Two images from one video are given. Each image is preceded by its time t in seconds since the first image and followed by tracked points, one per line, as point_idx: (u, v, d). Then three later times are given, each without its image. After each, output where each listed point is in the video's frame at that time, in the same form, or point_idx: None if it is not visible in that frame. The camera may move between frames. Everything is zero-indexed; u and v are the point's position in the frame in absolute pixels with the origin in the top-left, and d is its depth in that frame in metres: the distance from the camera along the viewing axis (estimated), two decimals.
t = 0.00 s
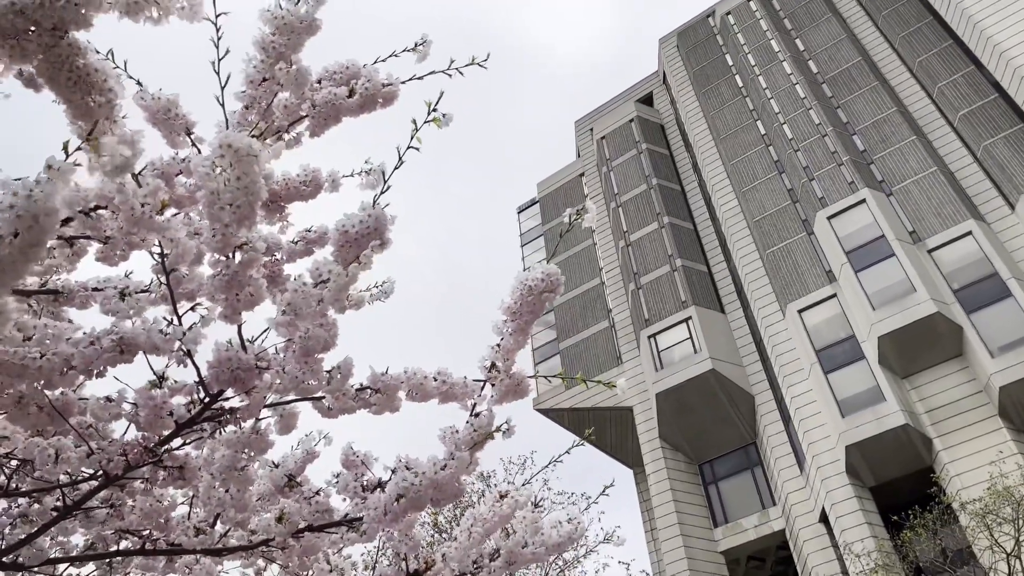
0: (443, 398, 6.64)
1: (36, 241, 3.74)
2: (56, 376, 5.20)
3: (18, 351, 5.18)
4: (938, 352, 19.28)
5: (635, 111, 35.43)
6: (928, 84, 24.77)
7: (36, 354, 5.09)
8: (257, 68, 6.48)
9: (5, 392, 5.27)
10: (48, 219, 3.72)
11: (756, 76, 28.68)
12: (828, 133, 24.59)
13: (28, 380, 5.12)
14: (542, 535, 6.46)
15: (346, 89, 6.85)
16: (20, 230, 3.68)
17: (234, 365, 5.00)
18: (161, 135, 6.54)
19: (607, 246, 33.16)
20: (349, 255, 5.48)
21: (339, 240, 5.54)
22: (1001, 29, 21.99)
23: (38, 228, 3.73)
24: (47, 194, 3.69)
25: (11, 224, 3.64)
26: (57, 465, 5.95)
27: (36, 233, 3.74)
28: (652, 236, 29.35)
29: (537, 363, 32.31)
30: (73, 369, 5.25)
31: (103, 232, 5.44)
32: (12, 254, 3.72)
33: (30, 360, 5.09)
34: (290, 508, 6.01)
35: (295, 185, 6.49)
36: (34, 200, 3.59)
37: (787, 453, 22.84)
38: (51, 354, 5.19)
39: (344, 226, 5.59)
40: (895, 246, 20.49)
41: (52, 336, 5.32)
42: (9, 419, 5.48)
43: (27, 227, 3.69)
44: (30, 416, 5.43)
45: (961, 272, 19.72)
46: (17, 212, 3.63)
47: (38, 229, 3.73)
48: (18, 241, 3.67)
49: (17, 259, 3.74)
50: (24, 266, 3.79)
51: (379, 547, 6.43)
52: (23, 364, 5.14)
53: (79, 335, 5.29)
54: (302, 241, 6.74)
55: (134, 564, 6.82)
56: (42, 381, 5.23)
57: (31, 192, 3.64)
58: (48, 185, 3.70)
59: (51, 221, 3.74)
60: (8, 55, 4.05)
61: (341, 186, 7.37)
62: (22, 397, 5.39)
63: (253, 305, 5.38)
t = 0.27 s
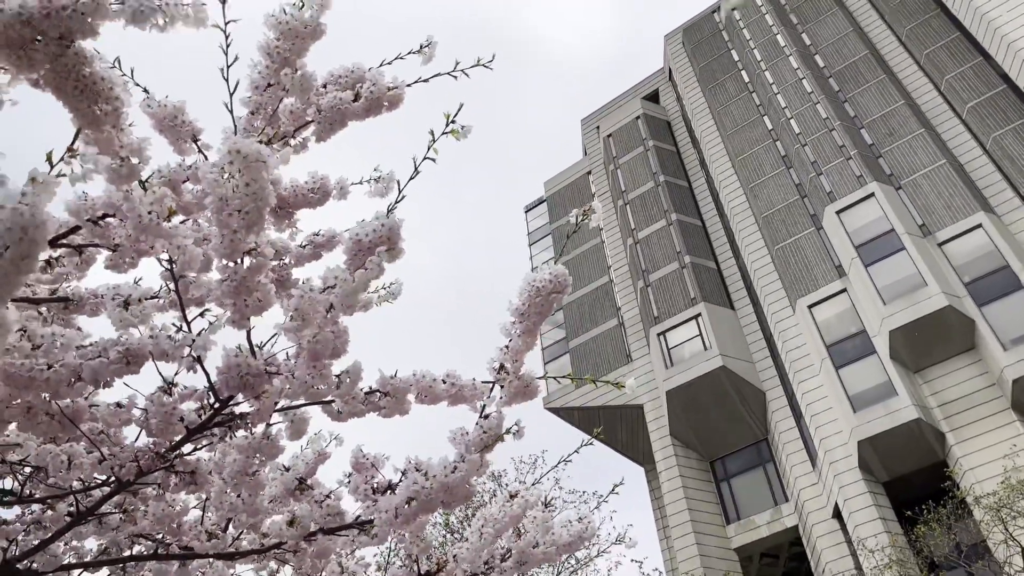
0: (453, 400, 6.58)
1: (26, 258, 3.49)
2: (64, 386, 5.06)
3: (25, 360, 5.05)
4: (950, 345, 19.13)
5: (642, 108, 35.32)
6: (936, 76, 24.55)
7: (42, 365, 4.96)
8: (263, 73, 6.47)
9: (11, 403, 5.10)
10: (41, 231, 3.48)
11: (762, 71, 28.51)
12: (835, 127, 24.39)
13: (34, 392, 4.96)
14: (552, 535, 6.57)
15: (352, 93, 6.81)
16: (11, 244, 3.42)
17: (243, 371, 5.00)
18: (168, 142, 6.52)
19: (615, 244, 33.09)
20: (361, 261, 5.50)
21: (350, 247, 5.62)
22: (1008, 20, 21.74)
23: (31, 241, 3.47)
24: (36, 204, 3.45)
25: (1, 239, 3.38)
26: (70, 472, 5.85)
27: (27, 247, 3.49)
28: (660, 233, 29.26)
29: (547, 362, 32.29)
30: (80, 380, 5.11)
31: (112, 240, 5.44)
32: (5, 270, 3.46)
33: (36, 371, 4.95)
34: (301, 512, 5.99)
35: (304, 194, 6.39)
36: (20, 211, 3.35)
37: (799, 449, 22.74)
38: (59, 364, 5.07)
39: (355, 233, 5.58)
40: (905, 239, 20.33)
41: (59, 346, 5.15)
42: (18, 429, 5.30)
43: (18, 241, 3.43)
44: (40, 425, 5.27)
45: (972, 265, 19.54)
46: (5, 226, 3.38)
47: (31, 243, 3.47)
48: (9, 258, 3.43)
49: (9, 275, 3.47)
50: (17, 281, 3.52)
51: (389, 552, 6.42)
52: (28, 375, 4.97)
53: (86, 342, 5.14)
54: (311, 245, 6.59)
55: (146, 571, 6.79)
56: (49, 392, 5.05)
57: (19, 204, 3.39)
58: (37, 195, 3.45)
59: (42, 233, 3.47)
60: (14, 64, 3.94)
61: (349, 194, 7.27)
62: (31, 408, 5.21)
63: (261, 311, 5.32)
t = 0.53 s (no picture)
0: (461, 400, 6.60)
1: (57, 276, 3.48)
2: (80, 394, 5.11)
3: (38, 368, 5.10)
4: (962, 339, 18.96)
5: (648, 105, 35.23)
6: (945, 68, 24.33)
7: (57, 373, 5.00)
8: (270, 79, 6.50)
9: (26, 410, 5.12)
10: (73, 252, 3.48)
11: (769, 67, 28.36)
12: (843, 122, 24.20)
13: (49, 399, 5.02)
14: (564, 532, 6.54)
15: (358, 98, 6.81)
16: (43, 264, 3.42)
17: (251, 375, 5.01)
18: (176, 149, 6.55)
19: (623, 242, 33.01)
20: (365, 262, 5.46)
21: (354, 248, 5.58)
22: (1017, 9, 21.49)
23: (62, 262, 3.47)
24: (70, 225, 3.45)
25: (33, 257, 3.37)
26: (84, 479, 5.86)
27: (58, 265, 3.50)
28: (668, 231, 29.17)
29: (557, 361, 32.28)
30: (93, 388, 5.13)
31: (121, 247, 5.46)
32: (33, 286, 3.45)
33: (51, 380, 5.01)
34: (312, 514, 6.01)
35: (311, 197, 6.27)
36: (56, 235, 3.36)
37: (812, 445, 22.62)
38: (72, 372, 5.10)
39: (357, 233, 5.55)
40: (915, 233, 20.15)
41: (72, 353, 5.18)
42: (33, 436, 5.32)
43: (50, 261, 3.43)
44: (54, 432, 5.29)
45: (983, 258, 19.36)
46: (39, 244, 3.38)
47: (62, 262, 3.47)
48: (39, 275, 3.43)
49: (39, 292, 3.47)
50: (45, 297, 3.52)
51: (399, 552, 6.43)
52: (41, 383, 5.01)
53: (99, 350, 5.17)
54: (321, 246, 6.53)
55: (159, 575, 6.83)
56: (63, 400, 5.10)
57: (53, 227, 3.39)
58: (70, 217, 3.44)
59: (74, 253, 3.48)
60: (18, 74, 3.92)
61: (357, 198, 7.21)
62: (44, 415, 5.24)
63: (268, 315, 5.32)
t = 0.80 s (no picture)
0: (472, 398, 6.62)
1: (64, 277, 3.52)
2: (94, 397, 5.16)
3: (52, 371, 5.15)
4: (975, 332, 18.82)
5: (656, 102, 35.13)
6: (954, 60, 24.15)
7: (71, 376, 5.05)
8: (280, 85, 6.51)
9: (41, 412, 5.16)
10: (79, 252, 3.49)
11: (776, 61, 28.21)
12: (852, 116, 24.04)
13: (64, 402, 5.07)
14: (577, 528, 6.48)
15: (369, 104, 6.83)
16: (50, 263, 3.45)
17: (263, 377, 5.04)
18: (186, 154, 6.59)
19: (632, 238, 32.96)
20: (374, 264, 5.47)
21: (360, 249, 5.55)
22: None
23: (68, 262, 3.48)
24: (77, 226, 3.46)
25: (40, 257, 3.40)
26: (99, 481, 5.89)
27: (65, 266, 3.52)
28: (677, 227, 29.10)
29: (567, 359, 32.27)
30: (107, 391, 5.18)
31: (134, 251, 5.49)
32: (41, 286, 3.49)
33: (64, 383, 5.06)
34: (325, 514, 6.03)
35: (323, 206, 6.23)
36: (61, 236, 3.38)
37: (824, 441, 22.51)
38: (85, 375, 5.13)
39: (363, 234, 5.51)
40: (926, 226, 19.99)
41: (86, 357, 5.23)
42: (47, 439, 5.37)
43: (57, 260, 3.46)
44: (69, 435, 5.32)
45: (996, 250, 19.19)
46: (46, 244, 3.41)
47: (68, 263, 3.49)
48: (46, 276, 3.47)
49: (46, 292, 3.51)
50: (53, 297, 3.56)
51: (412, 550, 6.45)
52: (56, 386, 5.04)
53: (112, 353, 5.21)
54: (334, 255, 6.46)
55: None
56: (78, 403, 5.15)
57: (59, 228, 3.41)
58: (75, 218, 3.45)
59: (79, 253, 3.48)
60: (26, 80, 3.95)
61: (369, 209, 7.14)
62: (58, 418, 5.28)
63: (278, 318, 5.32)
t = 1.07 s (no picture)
0: (484, 397, 6.61)
1: (67, 275, 3.57)
2: (103, 395, 5.13)
3: (64, 371, 5.15)
4: (988, 326, 18.68)
5: (664, 97, 35.00)
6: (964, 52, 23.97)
7: (81, 375, 5.04)
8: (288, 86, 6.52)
9: (53, 412, 5.17)
10: (80, 249, 3.53)
11: (785, 55, 28.05)
12: (862, 109, 23.86)
13: (74, 401, 5.06)
14: (591, 527, 6.45)
15: (377, 103, 6.81)
16: (52, 262, 3.49)
17: (276, 376, 5.04)
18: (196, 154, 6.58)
19: (641, 235, 32.87)
20: (384, 262, 5.46)
21: (371, 247, 5.54)
22: None
23: (70, 259, 3.53)
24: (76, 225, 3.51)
25: (42, 257, 3.44)
26: (111, 481, 5.89)
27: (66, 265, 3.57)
28: (687, 223, 28.99)
29: (577, 356, 32.23)
30: (117, 389, 5.17)
31: (146, 253, 5.49)
32: (45, 285, 3.54)
33: (75, 382, 5.05)
34: (339, 513, 6.03)
35: (333, 209, 6.28)
36: (61, 234, 3.42)
37: (837, 436, 22.40)
38: (96, 374, 5.13)
39: (374, 233, 5.51)
40: (938, 219, 19.84)
41: (97, 356, 5.22)
42: (59, 438, 5.37)
43: (59, 259, 3.50)
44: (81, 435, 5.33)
45: (1009, 242, 19.04)
46: (46, 244, 3.44)
47: (69, 261, 3.53)
48: (50, 274, 3.51)
49: (50, 291, 3.56)
50: (57, 296, 3.61)
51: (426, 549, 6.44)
52: (66, 386, 5.08)
53: (122, 352, 5.19)
54: (342, 257, 6.49)
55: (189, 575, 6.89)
56: (88, 401, 5.14)
57: (59, 227, 3.45)
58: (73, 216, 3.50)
59: (79, 251, 3.51)
60: (37, 82, 3.96)
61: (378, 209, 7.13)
62: (70, 417, 5.32)
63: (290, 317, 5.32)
